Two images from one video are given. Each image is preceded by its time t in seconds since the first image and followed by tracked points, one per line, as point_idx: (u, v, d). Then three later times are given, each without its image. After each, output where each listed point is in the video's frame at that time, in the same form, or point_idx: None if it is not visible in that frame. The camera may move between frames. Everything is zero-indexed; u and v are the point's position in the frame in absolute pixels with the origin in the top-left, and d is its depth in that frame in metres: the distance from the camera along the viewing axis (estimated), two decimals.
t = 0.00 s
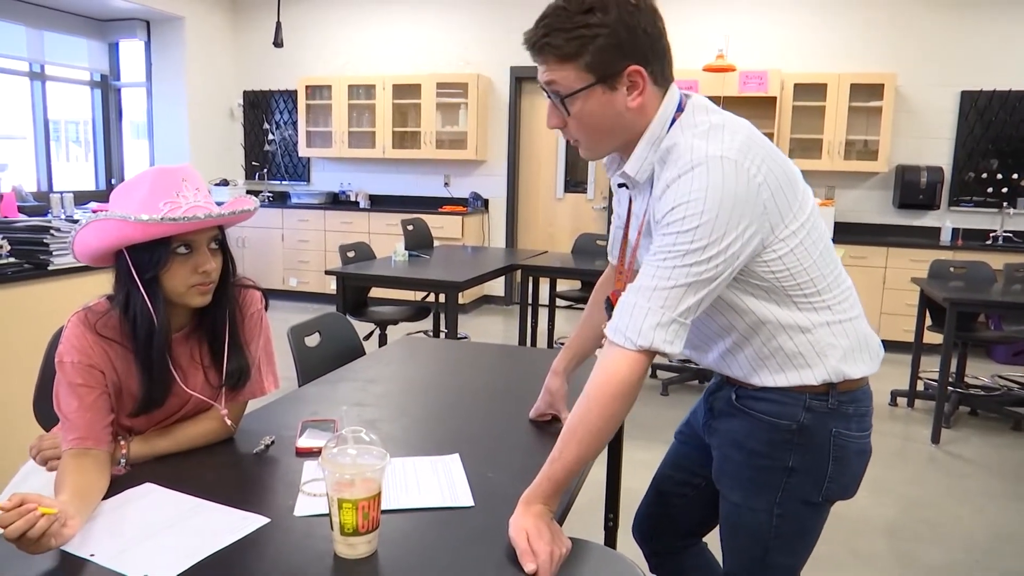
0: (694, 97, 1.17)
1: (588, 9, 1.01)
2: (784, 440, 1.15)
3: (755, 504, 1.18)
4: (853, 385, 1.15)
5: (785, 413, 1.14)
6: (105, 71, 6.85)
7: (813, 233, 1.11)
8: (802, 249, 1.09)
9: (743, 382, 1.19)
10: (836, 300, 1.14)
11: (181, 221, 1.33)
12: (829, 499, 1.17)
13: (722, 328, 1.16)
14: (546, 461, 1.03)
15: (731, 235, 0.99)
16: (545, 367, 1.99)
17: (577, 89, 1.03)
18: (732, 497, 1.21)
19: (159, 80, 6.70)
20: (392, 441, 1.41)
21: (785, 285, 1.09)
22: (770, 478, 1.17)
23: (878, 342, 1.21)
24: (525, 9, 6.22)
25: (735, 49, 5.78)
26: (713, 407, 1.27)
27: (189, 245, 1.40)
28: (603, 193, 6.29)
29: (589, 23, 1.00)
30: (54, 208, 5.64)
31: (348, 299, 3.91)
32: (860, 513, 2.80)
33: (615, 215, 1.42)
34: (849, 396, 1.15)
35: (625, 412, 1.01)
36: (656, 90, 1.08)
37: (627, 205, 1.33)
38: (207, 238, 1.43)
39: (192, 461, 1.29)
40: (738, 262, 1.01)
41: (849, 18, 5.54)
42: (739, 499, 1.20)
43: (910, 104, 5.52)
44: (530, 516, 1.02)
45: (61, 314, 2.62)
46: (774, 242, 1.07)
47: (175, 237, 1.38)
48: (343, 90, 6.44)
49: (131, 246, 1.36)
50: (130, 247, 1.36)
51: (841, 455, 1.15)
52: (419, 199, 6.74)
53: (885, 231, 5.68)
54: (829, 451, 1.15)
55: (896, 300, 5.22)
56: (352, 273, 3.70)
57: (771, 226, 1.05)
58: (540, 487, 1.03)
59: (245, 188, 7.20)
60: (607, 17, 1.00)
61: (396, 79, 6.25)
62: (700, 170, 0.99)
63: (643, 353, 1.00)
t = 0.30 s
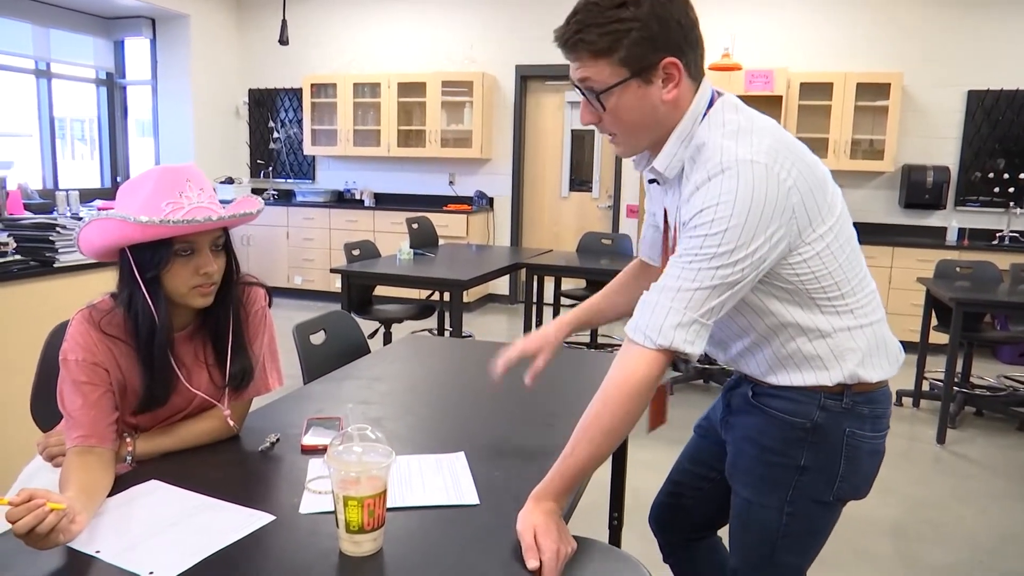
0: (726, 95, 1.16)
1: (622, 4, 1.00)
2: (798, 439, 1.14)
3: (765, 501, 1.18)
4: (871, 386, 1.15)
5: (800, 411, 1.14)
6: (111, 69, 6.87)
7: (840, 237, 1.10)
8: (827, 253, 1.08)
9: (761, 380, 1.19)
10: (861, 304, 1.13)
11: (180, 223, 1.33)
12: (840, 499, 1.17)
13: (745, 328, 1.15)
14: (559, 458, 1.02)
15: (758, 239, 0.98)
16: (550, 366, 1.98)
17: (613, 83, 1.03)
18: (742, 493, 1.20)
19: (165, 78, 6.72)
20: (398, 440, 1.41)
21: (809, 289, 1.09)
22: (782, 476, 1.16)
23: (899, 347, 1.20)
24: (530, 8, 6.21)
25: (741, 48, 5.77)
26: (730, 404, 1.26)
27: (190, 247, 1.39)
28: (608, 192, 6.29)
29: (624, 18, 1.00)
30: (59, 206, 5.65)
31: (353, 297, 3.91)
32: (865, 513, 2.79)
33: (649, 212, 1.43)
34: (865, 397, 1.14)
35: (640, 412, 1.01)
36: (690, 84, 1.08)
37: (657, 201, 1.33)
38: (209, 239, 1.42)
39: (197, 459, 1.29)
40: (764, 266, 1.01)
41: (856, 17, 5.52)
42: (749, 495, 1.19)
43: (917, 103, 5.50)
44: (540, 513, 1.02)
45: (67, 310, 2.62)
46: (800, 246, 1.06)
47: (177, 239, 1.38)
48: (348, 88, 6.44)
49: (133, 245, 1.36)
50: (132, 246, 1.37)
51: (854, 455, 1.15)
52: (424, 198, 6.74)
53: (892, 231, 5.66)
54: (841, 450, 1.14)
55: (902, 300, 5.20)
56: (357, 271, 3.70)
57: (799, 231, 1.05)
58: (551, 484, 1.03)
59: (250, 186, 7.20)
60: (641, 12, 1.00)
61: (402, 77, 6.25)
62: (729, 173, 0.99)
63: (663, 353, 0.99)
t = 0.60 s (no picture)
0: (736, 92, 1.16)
1: None
2: (805, 437, 1.15)
3: (772, 500, 1.18)
4: (878, 385, 1.14)
5: (807, 410, 1.14)
6: (112, 69, 6.88)
7: (846, 236, 1.10)
8: (833, 252, 1.08)
9: (768, 378, 1.19)
10: (867, 303, 1.13)
11: (178, 226, 1.33)
12: (848, 497, 1.17)
13: (751, 325, 1.16)
14: (561, 458, 1.02)
15: (760, 238, 0.99)
16: (552, 365, 1.98)
17: (624, 77, 1.02)
18: (749, 492, 1.20)
19: (167, 77, 6.72)
20: (399, 439, 1.41)
21: (814, 288, 1.09)
22: (790, 474, 1.16)
23: (908, 346, 1.20)
24: (532, 7, 6.20)
25: (743, 46, 5.76)
26: (738, 401, 1.27)
27: (190, 249, 1.40)
28: (610, 191, 6.29)
29: (636, 12, 1.00)
30: (61, 206, 5.66)
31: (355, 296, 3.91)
32: (867, 512, 2.79)
33: (656, 207, 1.44)
34: (874, 396, 1.14)
35: (642, 411, 1.01)
36: (700, 79, 1.08)
37: (666, 196, 1.34)
38: (209, 240, 1.43)
39: (198, 459, 1.29)
40: (768, 265, 1.01)
41: (856, 15, 5.52)
42: (757, 494, 1.19)
43: (918, 102, 5.49)
44: (542, 513, 1.02)
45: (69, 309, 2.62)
46: (806, 245, 1.06)
47: (177, 240, 1.38)
48: (350, 87, 6.44)
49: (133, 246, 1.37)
50: (131, 246, 1.37)
51: (862, 454, 1.15)
52: (425, 197, 6.74)
53: (893, 229, 5.65)
54: (850, 449, 1.14)
55: (905, 298, 5.19)
56: (359, 270, 3.70)
57: (804, 230, 1.05)
58: (552, 483, 1.03)
59: (252, 185, 7.20)
60: (654, 6, 1.00)
61: (403, 77, 6.25)
62: (733, 172, 0.99)
63: (666, 351, 1.00)
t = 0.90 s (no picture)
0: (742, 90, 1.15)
1: None
2: (810, 436, 1.14)
3: (777, 499, 1.18)
4: (883, 384, 1.14)
5: (811, 408, 1.13)
6: (113, 71, 6.88)
7: (851, 236, 1.10)
8: (838, 252, 1.08)
9: (772, 377, 1.19)
10: (872, 303, 1.13)
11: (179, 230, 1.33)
12: (853, 496, 1.16)
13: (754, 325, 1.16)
14: (563, 459, 1.02)
15: (765, 238, 0.98)
16: (554, 365, 1.98)
17: (631, 73, 1.02)
18: (754, 491, 1.20)
19: (168, 79, 6.73)
20: (401, 440, 1.41)
21: (818, 287, 1.09)
22: (794, 473, 1.16)
23: (912, 346, 1.20)
24: (532, 7, 6.20)
25: (744, 43, 5.75)
26: (742, 400, 1.26)
27: (191, 252, 1.40)
28: (611, 190, 6.28)
29: (646, 7, 1.00)
30: (63, 208, 5.66)
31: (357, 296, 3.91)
32: (871, 510, 2.78)
33: (660, 203, 1.44)
34: (879, 394, 1.14)
35: (644, 411, 1.01)
36: (709, 77, 1.08)
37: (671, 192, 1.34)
38: (210, 243, 1.43)
39: (200, 461, 1.29)
40: (771, 265, 1.01)
41: (856, 13, 5.52)
42: (761, 493, 1.19)
43: (919, 99, 5.48)
44: (545, 513, 1.02)
45: (70, 311, 2.62)
46: (810, 245, 1.06)
47: (177, 243, 1.38)
48: (350, 88, 6.44)
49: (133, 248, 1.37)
50: (131, 249, 1.37)
51: (867, 452, 1.15)
52: (426, 197, 6.73)
53: (895, 227, 5.64)
54: (854, 447, 1.14)
55: (907, 296, 5.18)
56: (360, 271, 3.70)
57: (809, 229, 1.04)
58: (555, 484, 1.03)
59: (253, 187, 7.20)
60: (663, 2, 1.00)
61: (403, 77, 6.25)
62: (738, 171, 0.99)
63: (669, 351, 0.99)
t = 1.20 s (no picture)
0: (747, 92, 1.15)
1: None
2: (811, 440, 1.14)
3: (778, 502, 1.17)
4: (885, 388, 1.14)
5: (813, 412, 1.13)
6: (115, 72, 6.88)
7: (855, 239, 1.09)
8: (842, 256, 1.07)
9: (774, 380, 1.19)
10: (875, 306, 1.12)
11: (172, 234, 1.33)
12: (854, 500, 1.16)
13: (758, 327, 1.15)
14: (564, 460, 1.02)
15: (769, 241, 0.98)
16: (556, 366, 1.98)
17: (633, 75, 1.02)
18: (755, 494, 1.20)
19: (170, 80, 6.74)
20: (402, 441, 1.41)
21: (822, 291, 1.08)
22: (795, 476, 1.16)
23: (915, 350, 1.19)
24: (534, 8, 6.20)
25: (746, 45, 5.74)
26: (744, 402, 1.26)
27: (186, 254, 1.40)
28: (612, 191, 6.28)
29: (648, 9, 0.99)
30: (65, 209, 5.67)
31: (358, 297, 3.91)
32: (872, 512, 2.77)
33: (662, 204, 1.44)
34: (880, 398, 1.14)
35: (646, 414, 1.00)
36: (710, 79, 1.07)
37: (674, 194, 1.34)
38: (206, 246, 1.42)
39: (199, 462, 1.28)
40: (776, 268, 1.00)
41: (858, 14, 5.51)
42: (762, 496, 1.19)
43: (922, 101, 5.47)
44: (546, 516, 1.02)
45: (71, 311, 2.62)
46: (815, 248, 1.05)
47: (172, 245, 1.38)
48: (352, 89, 6.44)
49: (128, 247, 1.37)
50: (127, 247, 1.37)
51: (868, 456, 1.14)
52: (428, 198, 6.74)
53: (898, 229, 5.63)
54: (856, 451, 1.14)
55: (909, 298, 5.17)
56: (362, 272, 3.70)
57: (813, 232, 1.04)
58: (555, 486, 1.03)
59: (255, 187, 7.21)
60: (665, 4, 0.99)
61: (405, 78, 6.25)
62: (743, 173, 0.98)
63: (671, 353, 0.99)
